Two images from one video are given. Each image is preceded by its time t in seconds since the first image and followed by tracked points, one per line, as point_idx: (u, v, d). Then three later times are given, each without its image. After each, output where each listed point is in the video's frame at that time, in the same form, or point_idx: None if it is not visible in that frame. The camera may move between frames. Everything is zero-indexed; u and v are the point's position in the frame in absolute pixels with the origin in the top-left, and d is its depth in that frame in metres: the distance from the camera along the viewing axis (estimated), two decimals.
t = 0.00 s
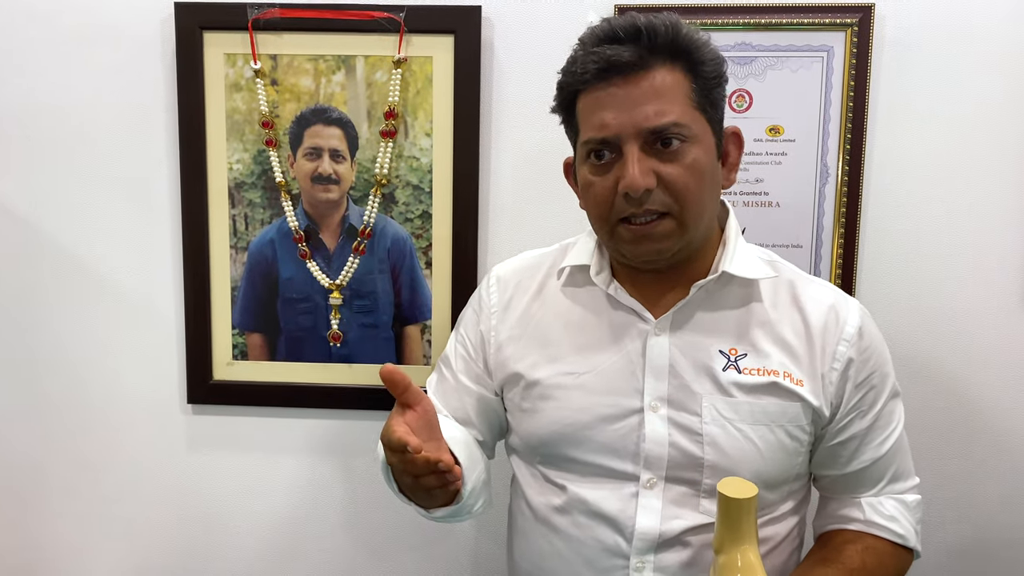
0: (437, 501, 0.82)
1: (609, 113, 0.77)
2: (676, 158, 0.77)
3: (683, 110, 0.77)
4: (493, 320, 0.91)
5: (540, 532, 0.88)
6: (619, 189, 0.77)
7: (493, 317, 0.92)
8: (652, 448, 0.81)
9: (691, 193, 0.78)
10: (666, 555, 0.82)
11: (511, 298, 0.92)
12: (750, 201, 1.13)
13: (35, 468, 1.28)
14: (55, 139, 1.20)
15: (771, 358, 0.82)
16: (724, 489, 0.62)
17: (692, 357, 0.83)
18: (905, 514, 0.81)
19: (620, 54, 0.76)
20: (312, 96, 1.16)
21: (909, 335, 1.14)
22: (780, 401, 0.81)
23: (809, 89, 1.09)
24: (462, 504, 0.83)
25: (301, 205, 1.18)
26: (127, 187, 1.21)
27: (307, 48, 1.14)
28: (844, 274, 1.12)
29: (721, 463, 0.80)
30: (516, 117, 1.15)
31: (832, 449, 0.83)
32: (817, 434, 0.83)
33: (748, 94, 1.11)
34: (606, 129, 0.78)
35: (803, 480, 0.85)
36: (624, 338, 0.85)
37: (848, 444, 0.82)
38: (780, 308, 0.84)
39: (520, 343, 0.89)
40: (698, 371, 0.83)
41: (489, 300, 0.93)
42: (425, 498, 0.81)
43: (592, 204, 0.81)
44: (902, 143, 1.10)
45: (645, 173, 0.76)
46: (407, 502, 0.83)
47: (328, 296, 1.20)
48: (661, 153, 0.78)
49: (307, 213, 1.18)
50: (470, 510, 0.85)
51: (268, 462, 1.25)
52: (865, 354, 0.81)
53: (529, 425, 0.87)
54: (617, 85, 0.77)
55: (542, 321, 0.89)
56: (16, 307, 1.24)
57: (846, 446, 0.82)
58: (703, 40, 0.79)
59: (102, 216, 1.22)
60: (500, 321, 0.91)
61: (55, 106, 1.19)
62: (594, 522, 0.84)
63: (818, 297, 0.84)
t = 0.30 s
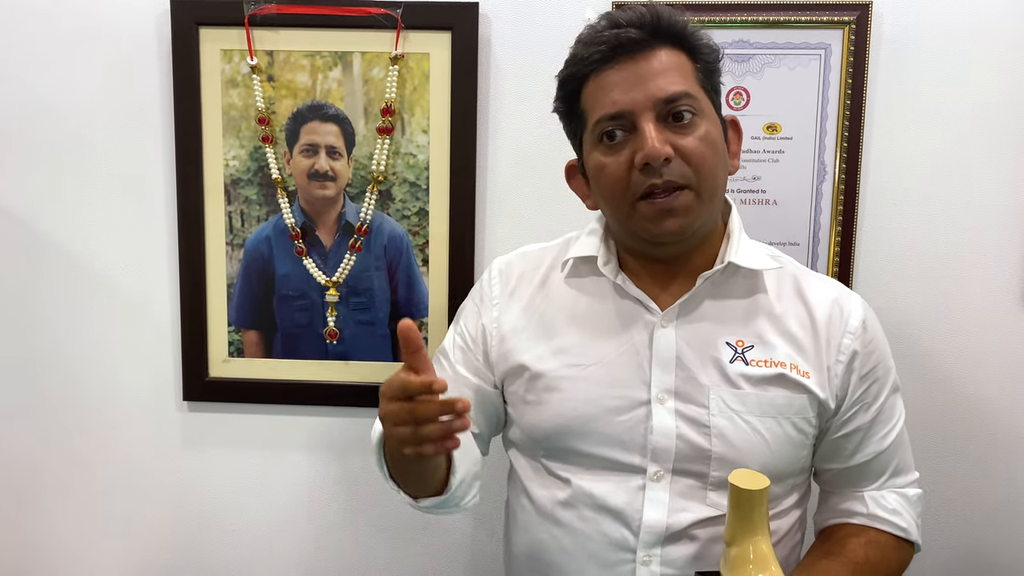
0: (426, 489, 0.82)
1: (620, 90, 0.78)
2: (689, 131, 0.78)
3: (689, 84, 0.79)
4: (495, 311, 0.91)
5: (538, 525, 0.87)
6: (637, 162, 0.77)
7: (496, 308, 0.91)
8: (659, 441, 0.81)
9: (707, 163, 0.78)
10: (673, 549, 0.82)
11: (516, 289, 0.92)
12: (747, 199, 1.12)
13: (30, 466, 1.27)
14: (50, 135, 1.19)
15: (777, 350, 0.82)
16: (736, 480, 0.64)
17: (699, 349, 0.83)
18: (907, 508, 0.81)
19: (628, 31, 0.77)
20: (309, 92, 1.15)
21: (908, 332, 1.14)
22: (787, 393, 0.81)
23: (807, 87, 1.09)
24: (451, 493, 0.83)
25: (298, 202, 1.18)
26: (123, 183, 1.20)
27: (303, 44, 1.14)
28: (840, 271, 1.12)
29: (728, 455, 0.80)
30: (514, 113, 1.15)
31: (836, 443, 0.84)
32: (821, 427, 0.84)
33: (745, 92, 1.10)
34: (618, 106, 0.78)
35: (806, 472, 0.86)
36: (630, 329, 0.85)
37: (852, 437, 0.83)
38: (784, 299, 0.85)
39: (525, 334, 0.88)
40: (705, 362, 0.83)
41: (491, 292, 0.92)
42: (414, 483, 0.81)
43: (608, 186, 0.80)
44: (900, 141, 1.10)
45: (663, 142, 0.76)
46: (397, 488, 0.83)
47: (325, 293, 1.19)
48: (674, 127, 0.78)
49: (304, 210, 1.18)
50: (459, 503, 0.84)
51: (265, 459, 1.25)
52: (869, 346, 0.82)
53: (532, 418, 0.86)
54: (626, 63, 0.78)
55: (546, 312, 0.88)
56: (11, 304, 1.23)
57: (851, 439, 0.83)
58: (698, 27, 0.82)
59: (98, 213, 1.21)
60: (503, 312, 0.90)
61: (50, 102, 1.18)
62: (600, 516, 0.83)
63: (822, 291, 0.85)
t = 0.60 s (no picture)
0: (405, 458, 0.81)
1: (629, 87, 0.78)
2: (695, 133, 0.78)
3: (700, 85, 0.79)
4: (496, 301, 0.90)
5: (539, 523, 0.87)
6: (640, 160, 0.77)
7: (498, 298, 0.91)
8: (657, 435, 0.81)
9: (710, 167, 0.78)
10: (669, 546, 0.82)
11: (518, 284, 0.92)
12: (739, 196, 1.12)
13: (20, 462, 1.27)
14: (39, 131, 1.19)
15: (777, 347, 0.83)
16: (737, 474, 0.65)
17: (698, 345, 0.84)
18: (904, 510, 0.82)
19: (643, 28, 0.77)
20: (301, 89, 1.15)
21: (900, 329, 1.14)
22: (786, 391, 0.81)
23: (799, 85, 1.09)
24: (433, 468, 0.81)
25: (289, 198, 1.17)
26: (114, 179, 1.19)
27: (295, 40, 1.13)
28: (832, 269, 1.12)
29: (726, 452, 0.80)
30: (507, 110, 1.14)
31: (834, 443, 0.84)
32: (820, 427, 0.85)
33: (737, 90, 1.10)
34: (626, 101, 0.78)
35: (803, 474, 0.86)
36: (627, 325, 0.85)
37: (851, 437, 0.83)
38: (786, 297, 0.85)
39: (525, 326, 0.88)
40: (704, 358, 0.83)
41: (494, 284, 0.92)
42: (395, 446, 0.80)
43: (610, 182, 0.81)
44: (893, 138, 1.10)
45: (667, 143, 0.77)
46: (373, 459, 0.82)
47: (316, 291, 1.19)
48: (680, 128, 0.79)
49: (296, 206, 1.17)
50: (436, 483, 0.82)
51: (257, 455, 1.25)
52: (869, 346, 0.83)
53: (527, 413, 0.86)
54: (638, 59, 0.78)
55: (547, 307, 0.88)
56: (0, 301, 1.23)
57: (849, 440, 0.83)
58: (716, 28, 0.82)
59: (88, 209, 1.20)
60: (505, 302, 0.90)
61: (40, 97, 1.18)
62: (594, 511, 0.83)
63: (824, 291, 0.86)
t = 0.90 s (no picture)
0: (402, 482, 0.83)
1: (609, 71, 0.80)
2: (673, 117, 0.78)
3: (679, 71, 0.79)
4: (482, 307, 0.91)
5: (530, 527, 0.87)
6: (617, 141, 0.78)
7: (484, 304, 0.91)
8: (648, 438, 0.81)
9: (687, 150, 0.78)
10: (661, 549, 0.82)
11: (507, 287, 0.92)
12: (725, 194, 1.12)
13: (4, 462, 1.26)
14: (23, 127, 1.18)
15: (768, 348, 0.83)
16: (731, 474, 0.60)
17: (689, 346, 0.84)
18: (893, 509, 0.83)
19: (622, 13, 0.79)
20: (286, 86, 1.14)
21: (885, 326, 1.15)
22: (777, 391, 0.82)
23: (784, 83, 1.09)
24: (433, 491, 0.83)
25: (275, 196, 1.17)
26: (98, 177, 1.18)
27: (280, 37, 1.13)
28: (817, 267, 1.12)
29: (718, 454, 0.81)
30: (494, 106, 1.14)
31: (825, 443, 0.85)
32: (811, 427, 0.85)
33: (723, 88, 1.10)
34: (606, 85, 0.80)
35: (792, 475, 0.86)
36: (616, 323, 0.86)
37: (841, 437, 0.84)
38: (777, 298, 0.86)
39: (514, 327, 0.88)
40: (696, 360, 0.83)
41: (480, 288, 0.92)
42: (396, 473, 0.82)
43: (591, 167, 0.81)
44: (877, 135, 1.11)
45: (642, 122, 0.77)
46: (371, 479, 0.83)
47: (302, 288, 1.18)
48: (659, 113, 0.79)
49: (281, 204, 1.17)
50: (436, 502, 0.84)
51: (243, 455, 1.24)
52: (858, 346, 0.84)
53: (518, 414, 0.86)
54: (619, 46, 0.80)
55: (534, 308, 0.88)
56: None
57: (839, 439, 0.84)
58: (701, 22, 0.83)
59: (72, 207, 1.20)
60: (492, 306, 0.91)
61: (23, 94, 1.17)
62: (586, 516, 0.83)
63: (814, 291, 0.86)
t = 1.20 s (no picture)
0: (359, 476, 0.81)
1: (571, 64, 0.81)
2: (637, 102, 0.79)
3: (640, 59, 0.81)
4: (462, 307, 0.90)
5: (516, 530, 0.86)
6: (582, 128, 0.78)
7: (466, 303, 0.90)
8: (636, 434, 0.81)
9: (655, 133, 0.78)
10: (651, 548, 0.82)
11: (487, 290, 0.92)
12: (709, 192, 1.13)
13: None
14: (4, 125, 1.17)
15: (750, 341, 0.84)
16: (738, 470, 0.60)
17: (671, 341, 0.84)
18: (880, 496, 0.84)
19: (580, 10, 0.81)
20: (269, 83, 1.13)
21: (870, 323, 1.16)
22: (760, 383, 0.82)
23: (768, 82, 1.10)
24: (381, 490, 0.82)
25: (258, 194, 1.16)
26: (80, 175, 1.18)
27: (263, 35, 1.12)
28: (802, 265, 1.13)
29: (703, 448, 0.81)
30: (478, 103, 1.14)
31: (811, 434, 0.85)
32: (796, 418, 0.85)
33: (708, 86, 1.11)
34: (568, 77, 0.81)
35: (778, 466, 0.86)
36: (598, 321, 0.86)
37: (827, 427, 0.84)
38: (756, 290, 0.86)
39: (496, 328, 0.87)
40: (678, 353, 0.84)
41: (460, 289, 0.91)
42: (350, 468, 0.79)
43: (561, 160, 0.81)
44: (860, 133, 1.11)
45: (606, 107, 0.78)
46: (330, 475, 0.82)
47: (286, 287, 1.18)
48: (623, 100, 0.80)
49: (264, 202, 1.16)
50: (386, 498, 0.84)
51: (227, 454, 1.24)
52: (840, 336, 0.85)
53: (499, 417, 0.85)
54: (579, 41, 0.82)
55: (516, 309, 0.88)
56: None
57: (824, 430, 0.84)
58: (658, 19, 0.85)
59: (54, 207, 1.19)
60: (474, 305, 0.90)
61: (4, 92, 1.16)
62: (575, 517, 0.83)
63: (792, 282, 0.87)
